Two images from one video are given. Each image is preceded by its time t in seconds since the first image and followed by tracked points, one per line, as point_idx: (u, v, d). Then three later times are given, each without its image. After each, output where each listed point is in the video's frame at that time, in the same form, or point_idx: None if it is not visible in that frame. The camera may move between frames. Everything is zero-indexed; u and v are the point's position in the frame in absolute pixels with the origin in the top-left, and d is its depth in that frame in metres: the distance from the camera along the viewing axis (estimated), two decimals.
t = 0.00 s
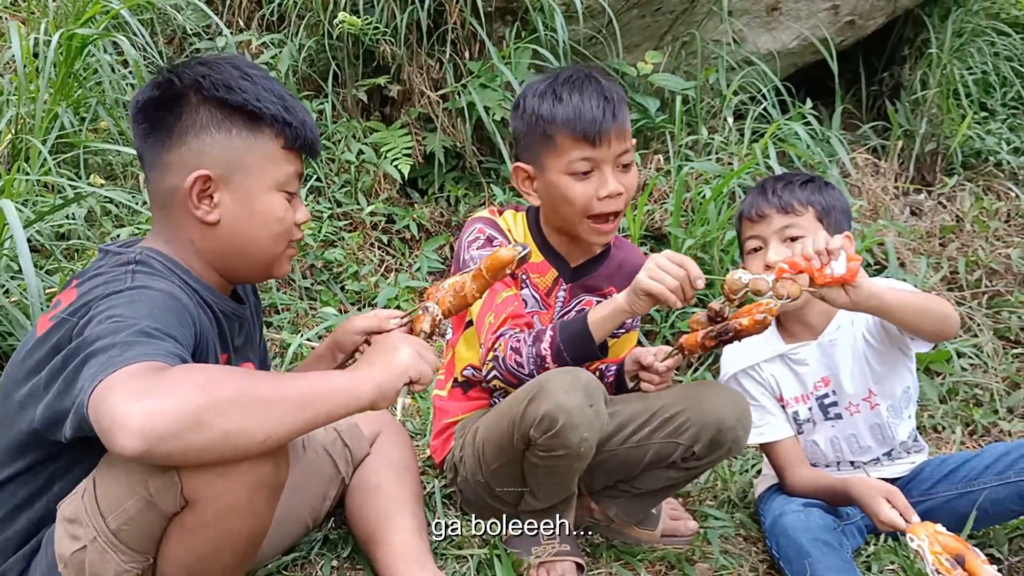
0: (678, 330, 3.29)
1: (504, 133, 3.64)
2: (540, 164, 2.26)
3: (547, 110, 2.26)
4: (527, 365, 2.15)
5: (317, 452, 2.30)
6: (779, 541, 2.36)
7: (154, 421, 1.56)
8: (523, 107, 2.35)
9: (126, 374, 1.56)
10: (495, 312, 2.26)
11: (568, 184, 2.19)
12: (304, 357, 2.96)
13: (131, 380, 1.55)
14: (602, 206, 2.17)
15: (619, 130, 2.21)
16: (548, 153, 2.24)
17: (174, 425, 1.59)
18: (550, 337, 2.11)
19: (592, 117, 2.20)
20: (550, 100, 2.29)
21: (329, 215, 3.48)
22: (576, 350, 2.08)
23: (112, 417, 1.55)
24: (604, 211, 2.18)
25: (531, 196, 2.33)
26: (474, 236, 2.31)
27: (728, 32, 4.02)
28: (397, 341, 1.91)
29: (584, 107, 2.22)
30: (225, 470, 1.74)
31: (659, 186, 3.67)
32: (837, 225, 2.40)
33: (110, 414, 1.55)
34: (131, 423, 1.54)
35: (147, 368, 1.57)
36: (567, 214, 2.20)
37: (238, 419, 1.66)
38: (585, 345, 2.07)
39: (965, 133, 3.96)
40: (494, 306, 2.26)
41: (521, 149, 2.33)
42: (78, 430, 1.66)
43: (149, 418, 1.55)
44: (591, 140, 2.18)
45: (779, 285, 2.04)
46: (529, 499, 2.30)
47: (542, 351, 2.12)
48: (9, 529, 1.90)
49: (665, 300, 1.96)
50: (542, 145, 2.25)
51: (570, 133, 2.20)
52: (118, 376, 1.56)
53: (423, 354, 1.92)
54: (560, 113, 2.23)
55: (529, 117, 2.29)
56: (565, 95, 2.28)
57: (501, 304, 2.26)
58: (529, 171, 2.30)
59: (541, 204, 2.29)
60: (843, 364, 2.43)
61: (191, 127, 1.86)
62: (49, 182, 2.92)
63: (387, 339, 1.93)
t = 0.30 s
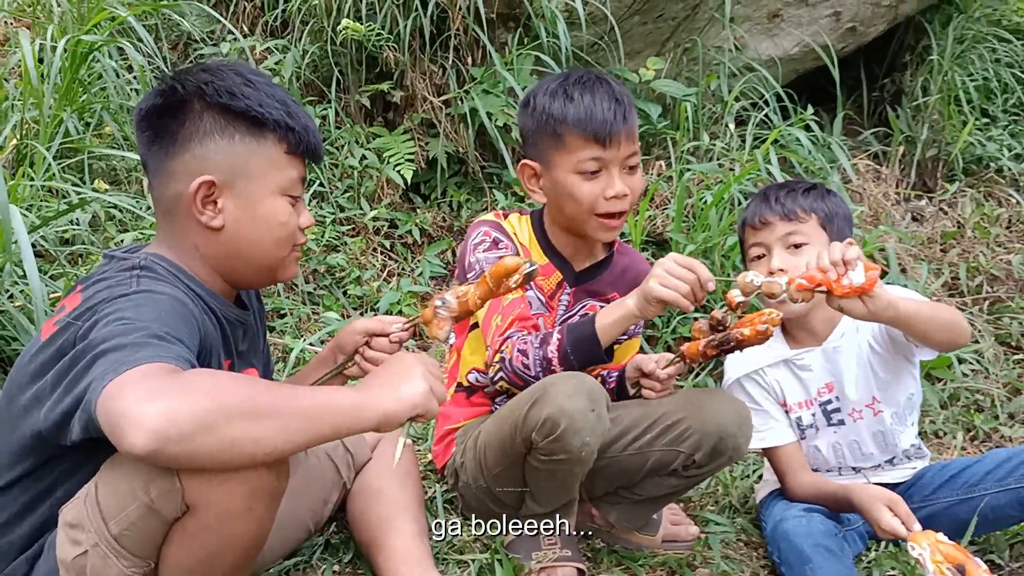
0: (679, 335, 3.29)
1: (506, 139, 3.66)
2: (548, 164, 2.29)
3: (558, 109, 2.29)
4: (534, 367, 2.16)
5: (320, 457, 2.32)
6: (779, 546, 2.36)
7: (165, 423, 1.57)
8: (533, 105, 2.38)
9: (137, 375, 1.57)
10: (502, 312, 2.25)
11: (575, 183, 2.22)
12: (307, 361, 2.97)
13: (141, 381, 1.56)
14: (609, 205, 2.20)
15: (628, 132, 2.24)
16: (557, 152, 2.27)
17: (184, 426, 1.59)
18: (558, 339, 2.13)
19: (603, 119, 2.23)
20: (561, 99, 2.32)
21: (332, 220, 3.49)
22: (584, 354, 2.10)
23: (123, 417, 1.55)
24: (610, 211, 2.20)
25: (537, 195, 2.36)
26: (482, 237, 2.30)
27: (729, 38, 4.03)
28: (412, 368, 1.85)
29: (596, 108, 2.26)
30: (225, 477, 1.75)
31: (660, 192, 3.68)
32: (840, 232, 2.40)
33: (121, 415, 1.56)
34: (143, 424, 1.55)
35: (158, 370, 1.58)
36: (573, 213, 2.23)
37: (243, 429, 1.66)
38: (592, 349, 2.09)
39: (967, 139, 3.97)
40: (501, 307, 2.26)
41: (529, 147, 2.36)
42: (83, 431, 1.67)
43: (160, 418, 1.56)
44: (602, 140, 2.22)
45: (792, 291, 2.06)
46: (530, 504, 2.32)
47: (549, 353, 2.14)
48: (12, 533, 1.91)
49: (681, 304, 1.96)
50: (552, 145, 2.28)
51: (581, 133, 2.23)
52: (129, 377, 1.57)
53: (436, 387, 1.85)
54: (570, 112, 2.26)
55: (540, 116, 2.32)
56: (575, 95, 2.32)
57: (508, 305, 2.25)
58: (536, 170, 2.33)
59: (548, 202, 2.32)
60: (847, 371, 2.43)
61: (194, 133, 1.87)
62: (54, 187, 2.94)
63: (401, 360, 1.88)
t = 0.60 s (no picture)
0: (686, 344, 3.28)
1: (512, 149, 3.66)
2: (564, 168, 2.29)
3: (575, 115, 2.29)
4: (552, 376, 2.15)
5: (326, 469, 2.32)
6: (788, 557, 2.35)
7: (167, 444, 1.56)
8: (549, 111, 2.38)
9: (140, 395, 1.56)
10: (519, 320, 2.24)
11: (590, 187, 2.22)
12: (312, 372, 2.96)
13: (144, 403, 1.55)
14: (625, 209, 2.20)
15: (645, 138, 2.25)
16: (572, 156, 2.27)
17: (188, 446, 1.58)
18: (577, 349, 2.11)
19: (620, 125, 2.24)
20: (578, 105, 2.32)
21: (337, 231, 3.49)
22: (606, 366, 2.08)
23: (125, 438, 1.54)
24: (625, 216, 2.19)
25: (551, 201, 2.36)
26: (495, 245, 2.29)
27: (735, 47, 4.03)
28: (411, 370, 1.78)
29: (613, 114, 2.26)
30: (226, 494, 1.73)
31: (666, 201, 3.67)
32: (848, 242, 2.40)
33: (124, 436, 1.55)
34: (145, 445, 1.54)
35: (160, 389, 1.57)
36: (588, 219, 2.22)
37: (246, 452, 1.64)
38: (613, 361, 2.07)
39: (974, 147, 3.96)
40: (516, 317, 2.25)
41: (543, 154, 2.37)
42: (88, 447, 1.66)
43: (162, 440, 1.55)
44: (619, 144, 2.22)
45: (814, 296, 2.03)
46: (538, 515, 2.31)
47: (567, 362, 2.12)
48: (17, 547, 1.90)
49: (703, 316, 1.94)
50: (567, 150, 2.28)
51: (598, 137, 2.23)
52: (131, 397, 1.56)
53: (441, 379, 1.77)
54: (586, 117, 2.26)
55: (556, 121, 2.32)
56: (590, 100, 2.32)
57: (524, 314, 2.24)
58: (550, 175, 2.32)
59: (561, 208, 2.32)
60: (856, 381, 2.41)
61: (195, 142, 1.87)
62: (61, 199, 2.94)
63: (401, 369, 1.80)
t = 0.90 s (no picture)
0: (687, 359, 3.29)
1: (513, 165, 3.69)
2: (582, 185, 2.31)
3: (593, 132, 2.31)
4: (565, 402, 2.15)
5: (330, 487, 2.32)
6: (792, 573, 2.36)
7: (176, 464, 1.57)
8: (566, 128, 2.39)
9: (149, 414, 1.58)
10: (523, 342, 2.23)
11: (607, 206, 2.25)
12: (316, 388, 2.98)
13: (152, 421, 1.57)
14: (641, 227, 2.23)
15: (661, 158, 2.29)
16: (591, 174, 2.29)
17: (195, 464, 1.59)
18: (592, 380, 2.13)
19: (639, 144, 2.28)
20: (595, 123, 2.35)
21: (341, 247, 3.52)
22: (619, 399, 2.10)
23: (135, 456, 1.56)
24: (642, 233, 2.23)
25: (565, 218, 2.34)
26: (502, 262, 2.30)
27: (734, 63, 4.07)
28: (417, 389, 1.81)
29: (631, 133, 2.30)
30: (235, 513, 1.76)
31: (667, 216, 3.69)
32: (871, 273, 2.36)
33: (133, 455, 1.56)
34: (154, 463, 1.55)
35: (168, 408, 1.59)
36: (604, 236, 2.24)
37: (257, 471, 1.66)
38: (627, 398, 2.09)
39: (973, 161, 3.98)
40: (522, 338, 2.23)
41: (558, 170, 2.38)
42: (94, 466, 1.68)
43: (171, 459, 1.56)
44: (637, 164, 2.26)
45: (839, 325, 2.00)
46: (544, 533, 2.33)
47: (581, 392, 2.14)
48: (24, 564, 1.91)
49: (717, 370, 1.91)
50: (585, 167, 2.31)
51: (616, 156, 2.27)
52: (140, 417, 1.58)
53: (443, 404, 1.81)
54: (606, 135, 2.30)
55: (573, 138, 2.34)
56: (610, 120, 2.35)
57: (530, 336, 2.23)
58: (566, 192, 2.34)
59: (574, 226, 2.31)
60: (868, 414, 2.38)
61: (194, 163, 1.90)
62: (67, 218, 2.97)
63: (407, 385, 1.84)
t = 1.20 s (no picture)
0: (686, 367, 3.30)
1: (512, 174, 3.71)
2: (587, 200, 2.31)
3: (601, 149, 2.32)
4: (575, 420, 2.19)
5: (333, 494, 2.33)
6: None
7: (213, 469, 1.59)
8: (575, 142, 2.41)
9: (181, 421, 1.60)
10: (528, 360, 2.26)
11: (610, 224, 2.26)
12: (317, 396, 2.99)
13: (184, 429, 1.59)
14: (643, 248, 2.24)
15: (669, 180, 2.29)
16: (597, 191, 2.30)
17: (229, 473, 1.61)
18: (607, 403, 2.18)
19: (647, 164, 2.27)
20: (605, 139, 2.36)
21: (341, 256, 3.53)
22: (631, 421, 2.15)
23: (170, 464, 1.57)
24: (643, 254, 2.24)
25: (569, 230, 2.36)
26: (513, 272, 2.30)
27: (732, 73, 4.10)
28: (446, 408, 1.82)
29: (641, 151, 2.30)
30: (256, 519, 1.77)
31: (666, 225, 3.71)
32: (875, 296, 2.36)
33: (168, 462, 1.58)
34: (192, 470, 1.57)
35: (199, 414, 1.61)
36: (606, 252, 2.26)
37: (294, 477, 1.68)
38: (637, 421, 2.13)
39: (970, 170, 4.01)
40: (528, 356, 2.26)
41: (566, 183, 2.39)
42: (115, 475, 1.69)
43: (208, 464, 1.58)
44: (642, 186, 2.26)
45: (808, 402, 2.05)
46: (546, 541, 2.35)
47: (592, 413, 2.19)
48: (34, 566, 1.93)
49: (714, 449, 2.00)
50: (591, 183, 2.31)
51: (623, 176, 2.27)
52: (173, 424, 1.59)
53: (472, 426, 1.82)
54: (614, 153, 2.30)
55: (582, 154, 2.35)
56: (620, 138, 2.36)
57: (536, 355, 2.26)
58: (571, 205, 2.34)
59: (577, 239, 2.33)
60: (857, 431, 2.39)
61: (188, 174, 1.92)
62: (69, 226, 2.99)
63: (437, 401, 1.84)
